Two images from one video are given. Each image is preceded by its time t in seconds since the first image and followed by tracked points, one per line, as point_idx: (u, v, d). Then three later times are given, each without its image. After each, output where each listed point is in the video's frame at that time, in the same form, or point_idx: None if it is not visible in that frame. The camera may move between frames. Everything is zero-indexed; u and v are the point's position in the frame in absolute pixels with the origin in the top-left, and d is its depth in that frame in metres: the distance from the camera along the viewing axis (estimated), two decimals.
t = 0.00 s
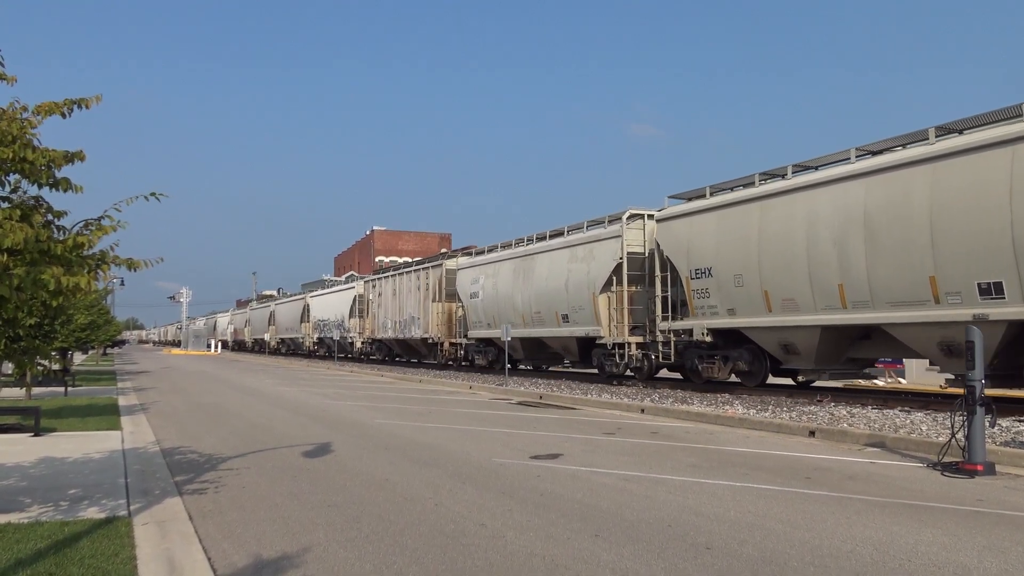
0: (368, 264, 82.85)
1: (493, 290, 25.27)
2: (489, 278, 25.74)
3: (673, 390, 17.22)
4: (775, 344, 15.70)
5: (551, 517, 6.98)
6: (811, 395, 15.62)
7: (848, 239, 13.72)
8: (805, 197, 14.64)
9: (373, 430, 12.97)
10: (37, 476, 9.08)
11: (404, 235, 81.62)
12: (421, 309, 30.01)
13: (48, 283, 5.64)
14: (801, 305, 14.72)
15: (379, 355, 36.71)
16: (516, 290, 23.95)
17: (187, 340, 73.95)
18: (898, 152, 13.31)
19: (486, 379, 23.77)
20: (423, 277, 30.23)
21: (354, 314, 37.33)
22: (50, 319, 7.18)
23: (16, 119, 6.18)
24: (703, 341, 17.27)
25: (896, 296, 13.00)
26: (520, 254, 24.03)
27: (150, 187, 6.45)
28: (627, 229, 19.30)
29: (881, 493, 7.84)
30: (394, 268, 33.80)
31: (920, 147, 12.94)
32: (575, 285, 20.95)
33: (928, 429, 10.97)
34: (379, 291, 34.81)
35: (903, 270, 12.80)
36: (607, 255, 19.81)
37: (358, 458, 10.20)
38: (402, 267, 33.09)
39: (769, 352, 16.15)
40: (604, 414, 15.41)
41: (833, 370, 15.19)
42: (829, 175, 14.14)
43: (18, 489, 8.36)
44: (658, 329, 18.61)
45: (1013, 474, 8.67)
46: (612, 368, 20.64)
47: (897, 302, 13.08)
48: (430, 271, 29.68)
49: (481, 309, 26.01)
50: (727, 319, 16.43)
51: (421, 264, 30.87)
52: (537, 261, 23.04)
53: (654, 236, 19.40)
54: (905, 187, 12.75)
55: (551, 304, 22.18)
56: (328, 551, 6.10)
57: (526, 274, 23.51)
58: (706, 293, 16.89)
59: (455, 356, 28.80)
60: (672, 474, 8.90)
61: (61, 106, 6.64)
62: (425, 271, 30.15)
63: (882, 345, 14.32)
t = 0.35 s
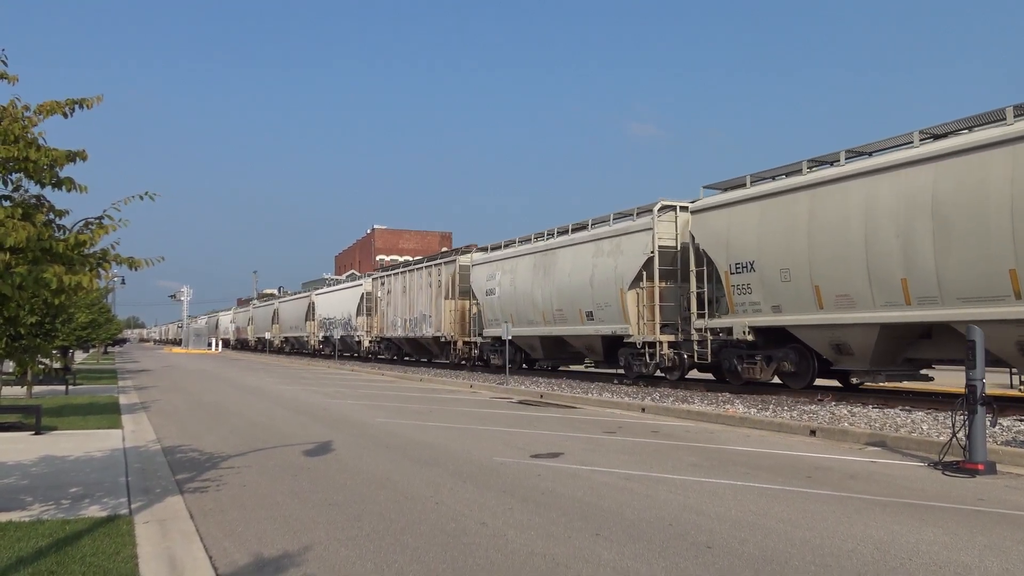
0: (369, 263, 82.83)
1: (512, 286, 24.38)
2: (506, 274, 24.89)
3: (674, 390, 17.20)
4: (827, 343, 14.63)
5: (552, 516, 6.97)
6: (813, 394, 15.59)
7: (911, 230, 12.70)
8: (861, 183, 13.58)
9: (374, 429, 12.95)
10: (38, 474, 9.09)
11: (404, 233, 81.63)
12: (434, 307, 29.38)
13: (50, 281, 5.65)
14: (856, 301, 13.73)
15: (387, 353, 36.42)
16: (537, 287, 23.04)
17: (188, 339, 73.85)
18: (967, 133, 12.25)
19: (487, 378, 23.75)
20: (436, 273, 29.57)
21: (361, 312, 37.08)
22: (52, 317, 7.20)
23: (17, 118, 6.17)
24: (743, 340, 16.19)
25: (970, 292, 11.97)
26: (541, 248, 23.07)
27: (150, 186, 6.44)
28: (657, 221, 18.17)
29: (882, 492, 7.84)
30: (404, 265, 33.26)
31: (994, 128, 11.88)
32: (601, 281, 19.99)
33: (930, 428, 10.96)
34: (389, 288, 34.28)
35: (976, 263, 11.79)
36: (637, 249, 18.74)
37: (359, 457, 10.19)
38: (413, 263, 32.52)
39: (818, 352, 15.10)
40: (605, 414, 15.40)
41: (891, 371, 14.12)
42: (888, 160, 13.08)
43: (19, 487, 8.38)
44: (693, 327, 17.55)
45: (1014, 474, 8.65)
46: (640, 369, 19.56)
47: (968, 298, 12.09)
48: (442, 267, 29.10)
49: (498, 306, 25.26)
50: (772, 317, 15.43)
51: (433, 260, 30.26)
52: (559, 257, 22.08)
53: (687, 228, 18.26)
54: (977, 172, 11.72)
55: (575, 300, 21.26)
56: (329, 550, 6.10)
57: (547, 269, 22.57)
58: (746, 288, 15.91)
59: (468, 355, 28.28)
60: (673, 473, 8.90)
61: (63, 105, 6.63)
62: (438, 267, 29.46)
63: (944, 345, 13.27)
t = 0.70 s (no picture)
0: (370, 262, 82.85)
1: (534, 282, 23.61)
2: (527, 269, 24.13)
3: (675, 389, 17.20)
4: (885, 341, 13.93)
5: (554, 515, 6.97)
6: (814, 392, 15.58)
7: (985, 218, 11.93)
8: (924, 166, 12.82)
9: (375, 429, 12.93)
10: (40, 474, 9.10)
11: (404, 232, 81.58)
12: (447, 305, 28.66)
13: (51, 281, 5.65)
14: (922, 295, 12.98)
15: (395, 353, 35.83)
16: (561, 283, 22.27)
17: (189, 338, 73.85)
18: None
19: (489, 377, 23.72)
20: (449, 271, 28.83)
21: (370, 311, 36.71)
22: (53, 318, 7.20)
23: (17, 117, 6.18)
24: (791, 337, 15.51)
25: None
26: (564, 242, 22.30)
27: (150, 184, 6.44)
28: (693, 211, 17.33)
29: (883, 490, 7.84)
30: (414, 262, 32.63)
31: None
32: (631, 276, 19.27)
33: (931, 426, 10.95)
34: (399, 286, 33.61)
35: None
36: (670, 242, 17.95)
37: (360, 456, 10.18)
38: (424, 260, 31.82)
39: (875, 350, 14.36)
40: (606, 412, 15.40)
41: (957, 372, 13.43)
42: (958, 142, 12.29)
43: (21, 487, 8.39)
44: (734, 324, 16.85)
45: (1015, 472, 8.65)
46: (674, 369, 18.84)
47: None
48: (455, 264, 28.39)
49: (516, 304, 24.60)
50: (824, 312, 14.70)
51: (445, 257, 29.56)
52: (584, 251, 21.33)
53: (724, 219, 17.45)
54: None
55: (602, 296, 20.50)
56: (330, 549, 6.10)
57: (571, 264, 21.82)
58: (796, 283, 15.18)
59: (483, 355, 27.64)
60: (674, 472, 8.90)
61: (61, 103, 6.64)
62: (451, 263, 28.71)
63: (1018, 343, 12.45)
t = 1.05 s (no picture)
0: (371, 262, 82.78)
1: (556, 279, 22.53)
2: (547, 265, 23.11)
3: (675, 389, 17.18)
4: (953, 342, 12.79)
5: (554, 515, 6.95)
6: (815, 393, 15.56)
7: None
8: (1000, 150, 11.68)
9: (375, 428, 12.90)
10: (40, 472, 9.10)
11: (405, 232, 81.48)
12: (460, 303, 27.89)
13: (51, 278, 5.65)
14: (998, 292, 11.85)
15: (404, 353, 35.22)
16: (585, 279, 21.17)
17: (190, 336, 73.87)
18: None
19: (489, 377, 23.68)
20: (462, 267, 28.06)
21: (378, 309, 36.22)
22: (53, 315, 7.19)
23: (17, 115, 6.18)
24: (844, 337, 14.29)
25: None
26: (587, 237, 21.18)
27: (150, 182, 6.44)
28: (731, 202, 16.18)
29: (883, 490, 7.83)
30: (425, 259, 32.01)
31: None
32: (662, 271, 18.13)
33: (931, 427, 10.95)
34: (409, 283, 32.93)
35: None
36: (707, 235, 16.80)
37: (360, 456, 10.16)
38: (436, 257, 31.13)
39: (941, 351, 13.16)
40: (607, 412, 15.39)
41: None
42: None
43: (20, 485, 8.39)
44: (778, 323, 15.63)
45: (1015, 472, 8.65)
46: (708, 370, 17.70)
47: None
48: (469, 261, 27.56)
49: (536, 302, 23.57)
50: (882, 311, 13.55)
51: (457, 253, 28.84)
52: (609, 245, 20.22)
53: (763, 211, 16.31)
54: None
55: (629, 293, 19.41)
56: (329, 548, 6.10)
57: (595, 260, 20.71)
58: (851, 279, 14.00)
59: (498, 354, 26.84)
60: (674, 471, 8.90)
61: (62, 100, 6.64)
62: (464, 259, 27.95)
63: None
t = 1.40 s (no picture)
0: (371, 262, 82.80)
1: (579, 276, 21.36)
2: (568, 262, 21.99)
3: (674, 389, 17.19)
4: None
5: (554, 515, 6.95)
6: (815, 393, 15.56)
7: None
8: None
9: (375, 428, 12.89)
10: (40, 472, 9.10)
11: (405, 232, 81.54)
12: (474, 302, 26.96)
13: (50, 279, 5.65)
14: None
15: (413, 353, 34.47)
16: (611, 276, 19.97)
17: (190, 337, 73.92)
18: None
19: (489, 377, 23.70)
20: (476, 265, 27.14)
21: (384, 309, 35.42)
22: (53, 316, 7.19)
23: (17, 116, 6.18)
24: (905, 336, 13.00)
25: None
26: (612, 231, 19.99)
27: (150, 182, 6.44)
28: (775, 192, 14.99)
29: (883, 490, 7.84)
30: (436, 257, 31.23)
31: None
32: (697, 268, 16.96)
33: (931, 426, 10.94)
34: (420, 282, 32.10)
35: None
36: (747, 228, 15.59)
37: (360, 456, 10.16)
38: (448, 254, 30.30)
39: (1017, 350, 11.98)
40: (607, 412, 15.38)
41: None
42: None
43: (20, 486, 8.39)
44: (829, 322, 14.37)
45: (1015, 472, 8.65)
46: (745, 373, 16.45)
47: None
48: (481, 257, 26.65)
49: (556, 300, 22.50)
50: (950, 308, 12.33)
51: (470, 251, 27.97)
52: (636, 240, 19.03)
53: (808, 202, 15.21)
54: None
55: (660, 291, 18.23)
56: (329, 548, 6.11)
57: (621, 256, 19.53)
58: (914, 272, 12.75)
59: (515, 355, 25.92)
60: (673, 471, 8.89)
61: (62, 101, 6.64)
62: (478, 256, 27.03)
63: None
